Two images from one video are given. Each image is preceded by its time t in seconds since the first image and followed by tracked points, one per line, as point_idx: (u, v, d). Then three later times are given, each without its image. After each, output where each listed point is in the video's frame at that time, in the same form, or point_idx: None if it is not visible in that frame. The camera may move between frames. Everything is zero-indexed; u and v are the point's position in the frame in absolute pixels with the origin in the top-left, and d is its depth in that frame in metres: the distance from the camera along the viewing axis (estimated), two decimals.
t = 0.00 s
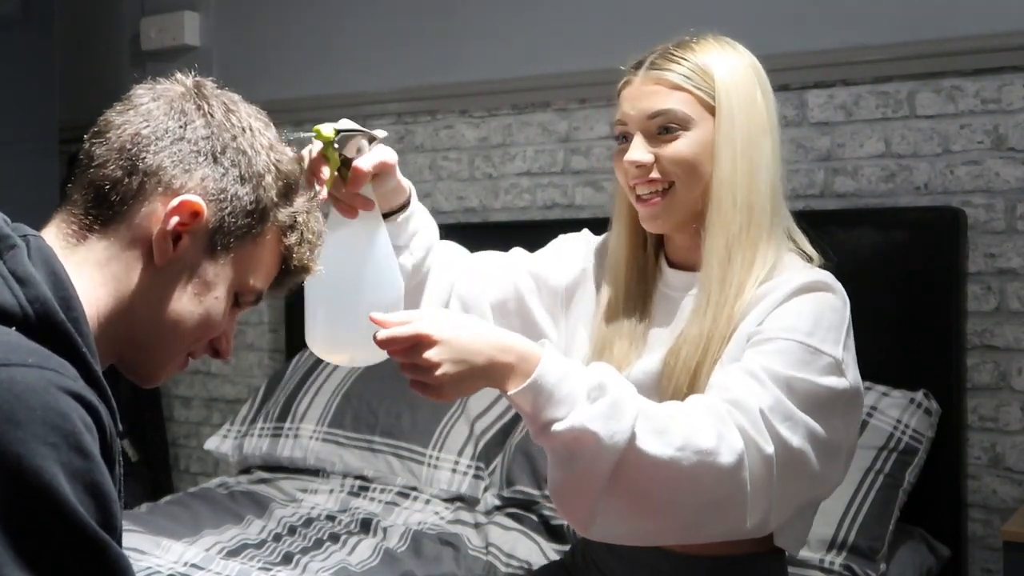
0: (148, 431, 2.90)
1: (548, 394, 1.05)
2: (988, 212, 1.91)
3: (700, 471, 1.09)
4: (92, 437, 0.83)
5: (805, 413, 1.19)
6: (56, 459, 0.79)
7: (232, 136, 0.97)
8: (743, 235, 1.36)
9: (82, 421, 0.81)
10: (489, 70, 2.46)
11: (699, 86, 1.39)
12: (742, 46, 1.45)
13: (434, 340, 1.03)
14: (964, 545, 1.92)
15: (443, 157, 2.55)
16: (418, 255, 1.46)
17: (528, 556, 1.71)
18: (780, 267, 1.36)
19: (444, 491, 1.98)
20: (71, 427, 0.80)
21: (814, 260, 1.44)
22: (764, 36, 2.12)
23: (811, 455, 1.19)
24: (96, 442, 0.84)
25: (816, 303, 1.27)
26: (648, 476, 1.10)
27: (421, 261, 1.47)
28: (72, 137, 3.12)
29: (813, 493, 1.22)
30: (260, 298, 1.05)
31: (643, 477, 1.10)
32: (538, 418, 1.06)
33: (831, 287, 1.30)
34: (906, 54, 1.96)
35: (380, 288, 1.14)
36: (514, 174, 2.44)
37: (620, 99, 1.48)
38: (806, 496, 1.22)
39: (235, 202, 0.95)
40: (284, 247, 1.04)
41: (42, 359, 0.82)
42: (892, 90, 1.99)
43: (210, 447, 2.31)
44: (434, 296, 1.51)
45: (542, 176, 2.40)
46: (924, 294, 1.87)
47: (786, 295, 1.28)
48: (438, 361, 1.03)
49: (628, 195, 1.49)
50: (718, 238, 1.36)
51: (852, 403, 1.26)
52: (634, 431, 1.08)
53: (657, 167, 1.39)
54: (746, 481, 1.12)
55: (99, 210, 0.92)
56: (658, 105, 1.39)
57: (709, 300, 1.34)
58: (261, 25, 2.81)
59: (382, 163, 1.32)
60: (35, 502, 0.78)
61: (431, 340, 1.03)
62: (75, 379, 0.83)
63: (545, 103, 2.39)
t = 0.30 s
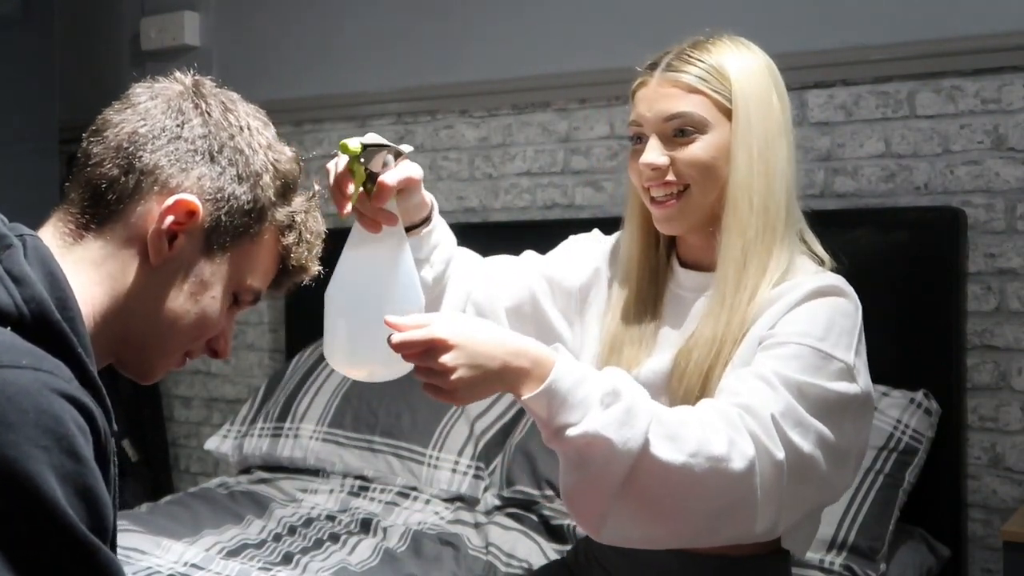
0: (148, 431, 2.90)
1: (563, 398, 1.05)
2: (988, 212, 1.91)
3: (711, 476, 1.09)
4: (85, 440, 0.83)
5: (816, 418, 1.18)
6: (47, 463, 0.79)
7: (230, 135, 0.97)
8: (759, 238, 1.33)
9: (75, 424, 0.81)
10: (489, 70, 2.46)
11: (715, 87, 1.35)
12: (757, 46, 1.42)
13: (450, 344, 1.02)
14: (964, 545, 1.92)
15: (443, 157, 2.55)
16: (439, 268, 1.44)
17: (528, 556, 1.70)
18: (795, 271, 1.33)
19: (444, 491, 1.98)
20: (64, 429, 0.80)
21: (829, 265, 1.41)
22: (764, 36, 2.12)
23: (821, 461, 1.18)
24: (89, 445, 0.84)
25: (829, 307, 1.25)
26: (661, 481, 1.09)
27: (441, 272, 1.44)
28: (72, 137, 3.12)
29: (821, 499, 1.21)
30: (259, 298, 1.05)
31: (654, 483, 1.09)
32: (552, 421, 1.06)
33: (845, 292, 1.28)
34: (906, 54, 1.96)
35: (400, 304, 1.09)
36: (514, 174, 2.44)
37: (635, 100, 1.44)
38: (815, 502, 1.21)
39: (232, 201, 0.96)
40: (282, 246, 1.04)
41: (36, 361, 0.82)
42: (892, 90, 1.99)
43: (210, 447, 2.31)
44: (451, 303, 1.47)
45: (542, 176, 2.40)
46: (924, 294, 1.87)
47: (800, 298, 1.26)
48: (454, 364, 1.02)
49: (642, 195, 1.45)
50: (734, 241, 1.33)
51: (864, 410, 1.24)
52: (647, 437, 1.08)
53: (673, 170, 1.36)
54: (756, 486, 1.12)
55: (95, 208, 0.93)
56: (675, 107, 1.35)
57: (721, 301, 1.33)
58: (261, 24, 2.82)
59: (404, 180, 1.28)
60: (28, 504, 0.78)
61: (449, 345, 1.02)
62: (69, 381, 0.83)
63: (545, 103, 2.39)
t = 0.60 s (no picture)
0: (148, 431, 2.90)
1: (570, 413, 1.04)
2: (987, 212, 1.91)
3: (713, 492, 1.08)
4: (72, 442, 0.82)
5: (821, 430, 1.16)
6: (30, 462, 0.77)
7: (231, 126, 0.97)
8: (774, 245, 1.29)
9: (61, 425, 0.80)
10: (489, 70, 2.45)
11: (734, 91, 1.31)
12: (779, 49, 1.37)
13: (459, 360, 1.01)
14: (964, 545, 1.92)
15: (443, 157, 2.55)
16: (462, 293, 1.42)
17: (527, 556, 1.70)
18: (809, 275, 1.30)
19: (444, 491, 1.98)
20: (48, 427, 0.79)
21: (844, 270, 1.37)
22: (764, 36, 2.12)
23: (824, 472, 1.16)
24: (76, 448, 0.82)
25: (838, 316, 1.22)
26: (665, 497, 1.08)
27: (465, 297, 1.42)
28: (72, 137, 3.12)
29: (827, 508, 1.19)
30: (263, 290, 1.04)
31: (657, 500, 1.08)
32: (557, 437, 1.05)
33: (855, 299, 1.24)
34: (906, 54, 1.96)
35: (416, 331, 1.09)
36: (514, 174, 2.44)
37: (653, 101, 1.40)
38: (821, 511, 1.19)
39: (234, 191, 0.96)
40: (285, 238, 1.04)
41: (25, 358, 0.82)
42: (892, 90, 1.99)
43: (210, 446, 2.31)
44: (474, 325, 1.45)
45: (542, 176, 2.40)
46: (924, 294, 1.87)
47: (811, 306, 1.23)
48: (462, 380, 1.01)
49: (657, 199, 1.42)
50: (748, 247, 1.30)
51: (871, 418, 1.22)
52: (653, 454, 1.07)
53: (690, 173, 1.32)
54: (758, 500, 1.10)
55: (97, 200, 0.93)
56: (694, 111, 1.31)
57: (732, 308, 1.29)
58: (261, 24, 2.82)
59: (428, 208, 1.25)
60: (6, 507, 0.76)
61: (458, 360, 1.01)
62: (58, 380, 0.83)
63: (545, 103, 2.39)
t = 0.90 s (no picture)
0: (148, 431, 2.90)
1: (588, 446, 1.05)
2: (988, 212, 1.91)
3: (729, 521, 1.09)
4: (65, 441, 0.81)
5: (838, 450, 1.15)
6: (23, 454, 0.77)
7: (229, 127, 0.98)
8: (793, 252, 1.28)
9: (54, 421, 0.80)
10: (489, 70, 2.46)
11: (756, 92, 1.30)
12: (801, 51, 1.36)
13: (480, 400, 1.03)
14: (964, 545, 1.92)
15: (443, 157, 2.55)
16: (475, 328, 1.39)
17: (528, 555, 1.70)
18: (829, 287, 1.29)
19: (444, 491, 1.98)
20: (40, 421, 0.78)
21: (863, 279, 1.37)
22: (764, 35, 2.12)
23: (841, 489, 1.15)
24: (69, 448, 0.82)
25: (856, 332, 1.20)
26: (681, 529, 1.09)
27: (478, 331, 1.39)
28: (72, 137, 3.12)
29: (844, 523, 1.18)
30: (262, 292, 1.05)
31: (673, 530, 1.09)
32: (574, 471, 1.06)
33: (875, 314, 1.23)
34: (906, 54, 1.96)
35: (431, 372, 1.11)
36: (514, 174, 2.44)
37: (673, 101, 1.38)
38: (839, 527, 1.18)
39: (232, 193, 0.96)
40: (284, 239, 1.04)
41: (22, 355, 0.82)
42: (892, 90, 1.99)
43: (210, 446, 2.31)
44: (489, 357, 1.41)
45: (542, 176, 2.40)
46: (924, 294, 1.87)
47: (833, 319, 1.22)
48: (481, 420, 1.03)
49: (674, 202, 1.40)
50: (768, 253, 1.28)
51: (890, 434, 1.20)
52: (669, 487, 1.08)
53: (709, 175, 1.30)
54: (774, 527, 1.11)
55: (94, 203, 0.93)
56: (714, 112, 1.30)
57: (750, 321, 1.28)
58: (261, 24, 2.82)
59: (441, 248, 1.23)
60: None
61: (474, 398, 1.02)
62: (53, 379, 0.83)
63: (545, 103, 2.39)
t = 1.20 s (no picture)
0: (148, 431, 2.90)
1: (613, 489, 1.04)
2: (988, 212, 1.91)
3: (754, 554, 1.08)
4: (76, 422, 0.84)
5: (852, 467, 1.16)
6: (42, 441, 0.80)
7: (225, 132, 0.98)
8: (794, 254, 1.29)
9: (65, 406, 0.83)
10: (489, 70, 2.45)
11: (748, 92, 1.30)
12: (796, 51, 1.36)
13: (504, 450, 1.02)
14: (964, 545, 1.92)
15: (442, 157, 2.54)
16: (464, 350, 1.38)
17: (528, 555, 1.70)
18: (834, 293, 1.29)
19: (444, 490, 1.98)
20: (54, 411, 0.82)
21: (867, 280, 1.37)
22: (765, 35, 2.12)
23: (857, 506, 1.17)
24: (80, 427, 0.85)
25: (866, 346, 1.22)
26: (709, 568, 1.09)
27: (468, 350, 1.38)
28: (72, 137, 3.13)
29: (859, 534, 1.19)
30: (257, 296, 1.05)
31: (701, 566, 1.09)
32: (602, 513, 1.05)
33: (885, 325, 1.24)
34: (907, 54, 1.96)
35: (416, 386, 1.09)
36: (514, 174, 2.44)
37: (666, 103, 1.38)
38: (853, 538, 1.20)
39: (226, 198, 0.96)
40: (279, 246, 1.04)
41: (26, 350, 0.83)
42: (892, 90, 1.99)
43: (210, 446, 2.31)
44: (485, 377, 1.40)
45: (542, 176, 2.40)
46: (924, 294, 1.87)
47: (845, 332, 1.22)
48: (509, 471, 1.02)
49: (670, 205, 1.40)
50: (767, 256, 1.29)
51: (901, 444, 1.22)
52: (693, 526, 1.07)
53: (701, 176, 1.31)
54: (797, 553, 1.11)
55: (88, 206, 0.94)
56: (706, 112, 1.30)
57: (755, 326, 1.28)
58: (261, 24, 2.81)
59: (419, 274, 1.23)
60: (19, 486, 0.79)
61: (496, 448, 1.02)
62: (60, 369, 0.85)
63: (545, 103, 2.39)
